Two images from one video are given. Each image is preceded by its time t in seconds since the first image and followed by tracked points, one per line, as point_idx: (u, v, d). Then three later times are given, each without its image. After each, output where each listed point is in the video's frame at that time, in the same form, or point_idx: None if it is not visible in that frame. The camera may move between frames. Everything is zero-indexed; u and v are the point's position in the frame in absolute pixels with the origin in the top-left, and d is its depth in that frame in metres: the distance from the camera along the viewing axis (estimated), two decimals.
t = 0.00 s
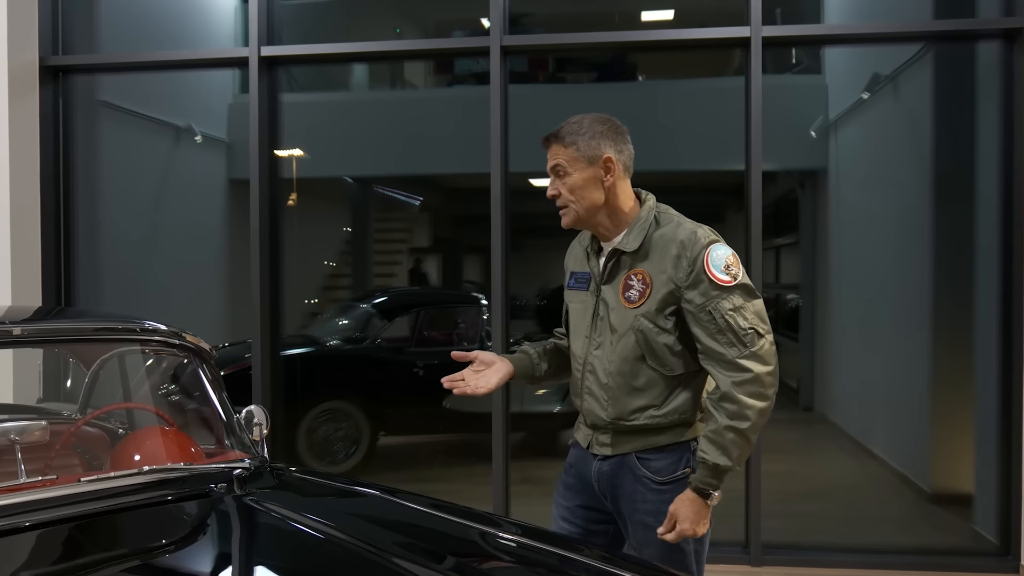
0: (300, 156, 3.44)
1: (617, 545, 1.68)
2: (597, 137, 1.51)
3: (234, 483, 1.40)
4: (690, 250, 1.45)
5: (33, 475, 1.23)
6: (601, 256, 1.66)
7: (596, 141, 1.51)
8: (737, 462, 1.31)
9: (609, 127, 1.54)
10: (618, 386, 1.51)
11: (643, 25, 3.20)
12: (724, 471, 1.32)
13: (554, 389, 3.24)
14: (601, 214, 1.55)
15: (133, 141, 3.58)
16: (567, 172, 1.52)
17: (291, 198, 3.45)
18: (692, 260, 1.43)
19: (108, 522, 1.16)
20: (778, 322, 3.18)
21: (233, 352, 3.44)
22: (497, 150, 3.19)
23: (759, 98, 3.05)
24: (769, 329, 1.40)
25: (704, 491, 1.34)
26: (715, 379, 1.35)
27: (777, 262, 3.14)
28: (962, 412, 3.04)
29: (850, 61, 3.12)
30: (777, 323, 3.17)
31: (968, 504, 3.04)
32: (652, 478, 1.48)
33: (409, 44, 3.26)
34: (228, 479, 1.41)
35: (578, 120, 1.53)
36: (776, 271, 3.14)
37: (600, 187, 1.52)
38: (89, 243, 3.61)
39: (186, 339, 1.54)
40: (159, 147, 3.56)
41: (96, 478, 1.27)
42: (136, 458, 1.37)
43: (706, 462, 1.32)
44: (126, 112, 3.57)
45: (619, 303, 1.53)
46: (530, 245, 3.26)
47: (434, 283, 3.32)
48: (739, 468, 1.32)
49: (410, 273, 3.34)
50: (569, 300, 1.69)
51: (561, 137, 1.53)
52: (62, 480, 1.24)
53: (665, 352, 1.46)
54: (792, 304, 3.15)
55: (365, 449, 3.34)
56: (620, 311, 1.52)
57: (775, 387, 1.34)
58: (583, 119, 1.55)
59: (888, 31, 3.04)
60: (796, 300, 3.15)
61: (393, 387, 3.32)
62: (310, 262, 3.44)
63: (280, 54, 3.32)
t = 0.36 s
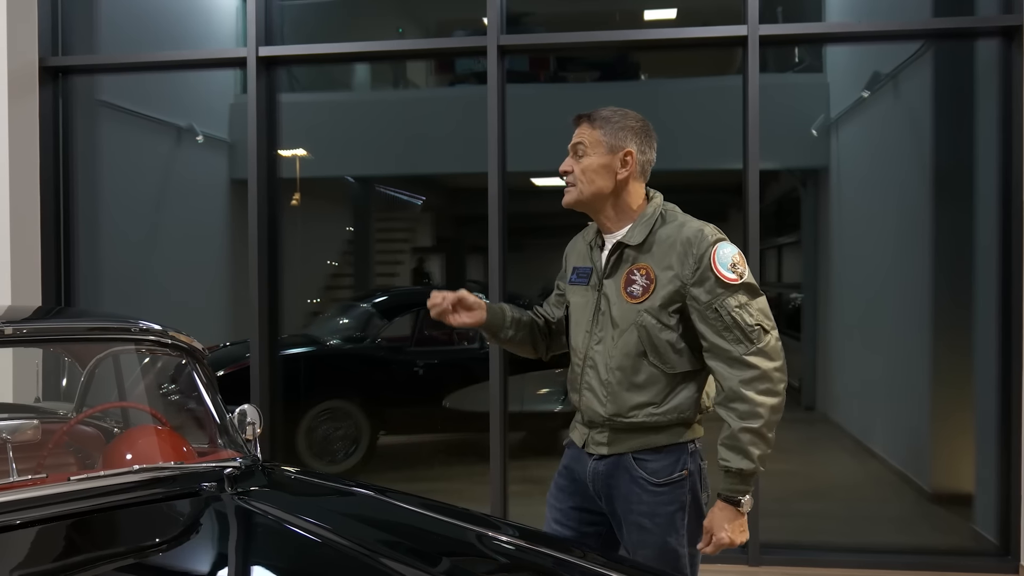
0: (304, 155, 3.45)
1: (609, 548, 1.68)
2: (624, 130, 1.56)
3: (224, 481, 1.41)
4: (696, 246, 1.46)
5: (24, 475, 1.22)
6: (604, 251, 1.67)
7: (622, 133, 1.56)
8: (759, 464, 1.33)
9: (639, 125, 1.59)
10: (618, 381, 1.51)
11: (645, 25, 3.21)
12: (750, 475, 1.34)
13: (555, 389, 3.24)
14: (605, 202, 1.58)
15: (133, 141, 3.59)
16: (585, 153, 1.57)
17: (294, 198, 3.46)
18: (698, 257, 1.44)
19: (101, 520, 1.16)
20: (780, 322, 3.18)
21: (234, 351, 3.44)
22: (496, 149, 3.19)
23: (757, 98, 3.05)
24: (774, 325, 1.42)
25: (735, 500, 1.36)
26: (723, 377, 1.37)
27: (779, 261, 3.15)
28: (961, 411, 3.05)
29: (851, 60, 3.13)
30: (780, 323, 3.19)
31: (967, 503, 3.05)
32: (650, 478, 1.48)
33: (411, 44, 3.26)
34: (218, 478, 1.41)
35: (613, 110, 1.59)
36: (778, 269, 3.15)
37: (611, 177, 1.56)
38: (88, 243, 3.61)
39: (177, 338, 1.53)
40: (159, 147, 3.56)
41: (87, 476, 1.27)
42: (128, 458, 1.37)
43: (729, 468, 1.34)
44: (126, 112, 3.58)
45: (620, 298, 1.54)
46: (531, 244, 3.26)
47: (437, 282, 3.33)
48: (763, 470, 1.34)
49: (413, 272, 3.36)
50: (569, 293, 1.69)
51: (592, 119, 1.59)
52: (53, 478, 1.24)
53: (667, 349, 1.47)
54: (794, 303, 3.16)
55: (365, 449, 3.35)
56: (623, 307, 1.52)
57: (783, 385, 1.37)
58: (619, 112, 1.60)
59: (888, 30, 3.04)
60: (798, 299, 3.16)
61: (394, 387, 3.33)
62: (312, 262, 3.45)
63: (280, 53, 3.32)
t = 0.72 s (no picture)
0: (319, 155, 3.46)
1: (603, 543, 1.69)
2: (597, 129, 1.56)
3: (230, 479, 1.41)
4: (675, 239, 1.46)
5: (32, 472, 1.23)
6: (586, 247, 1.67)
7: (594, 133, 1.56)
8: (752, 451, 1.31)
9: (613, 124, 1.59)
10: (604, 377, 1.51)
11: (659, 23, 3.19)
12: (744, 464, 1.32)
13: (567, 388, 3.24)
14: (581, 202, 1.58)
15: (146, 141, 3.61)
16: (559, 154, 1.56)
17: (310, 198, 3.47)
18: (678, 249, 1.45)
19: (108, 518, 1.17)
20: (796, 323, 3.14)
21: (248, 350, 3.46)
22: (507, 149, 3.19)
23: (768, 95, 3.04)
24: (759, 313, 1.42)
25: (727, 488, 1.33)
26: (710, 367, 1.36)
27: (794, 259, 3.13)
28: (975, 411, 3.02)
29: (866, 57, 3.10)
30: (795, 322, 3.14)
31: (982, 503, 3.02)
32: (640, 478, 1.48)
33: (425, 44, 3.27)
34: (224, 476, 1.42)
35: (585, 109, 1.59)
36: (793, 268, 3.12)
37: (585, 177, 1.55)
38: (102, 243, 3.64)
39: (186, 338, 1.54)
40: (173, 147, 3.58)
41: (92, 474, 1.28)
42: (135, 455, 1.39)
43: (722, 458, 1.32)
44: (140, 113, 3.60)
45: (603, 294, 1.54)
46: (543, 243, 3.26)
47: (452, 282, 3.34)
48: (757, 457, 1.32)
49: (428, 272, 3.36)
50: (554, 291, 1.69)
51: (565, 119, 1.59)
52: (58, 476, 1.25)
53: (651, 343, 1.47)
54: (810, 301, 3.13)
55: (377, 447, 3.35)
56: (606, 302, 1.53)
57: (772, 372, 1.36)
58: (592, 111, 1.60)
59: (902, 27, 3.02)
60: (814, 297, 3.13)
61: (406, 386, 3.33)
62: (327, 262, 3.46)
63: (291, 53, 3.33)
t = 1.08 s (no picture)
0: (340, 156, 3.48)
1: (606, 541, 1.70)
2: (541, 147, 1.54)
3: (246, 478, 1.42)
4: (639, 241, 1.48)
5: (50, 471, 1.25)
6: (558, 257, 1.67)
7: (540, 151, 1.53)
8: (734, 443, 1.30)
9: (556, 136, 1.56)
10: (590, 386, 1.53)
11: (679, 20, 3.16)
12: (724, 456, 1.30)
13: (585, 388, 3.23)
14: (542, 222, 1.57)
15: (167, 142, 3.65)
16: (509, 180, 1.54)
17: (331, 198, 3.49)
18: (643, 251, 1.46)
19: (125, 516, 1.19)
20: (818, 322, 3.10)
21: (269, 350, 3.50)
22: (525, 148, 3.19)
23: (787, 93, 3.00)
24: (734, 303, 1.41)
25: (709, 480, 1.32)
26: (689, 365, 1.35)
27: (816, 258, 3.09)
28: (1000, 412, 2.96)
29: (889, 54, 3.06)
30: (817, 321, 3.10)
31: (1008, 506, 2.96)
32: (637, 477, 1.50)
33: (444, 44, 3.27)
34: (240, 475, 1.43)
35: (525, 128, 1.56)
36: (815, 267, 3.09)
37: (540, 197, 1.54)
38: (123, 243, 3.69)
39: (204, 338, 1.56)
40: (194, 148, 3.62)
41: (108, 473, 1.29)
42: (152, 454, 1.40)
43: (702, 451, 1.31)
44: (161, 114, 3.64)
45: (579, 304, 1.56)
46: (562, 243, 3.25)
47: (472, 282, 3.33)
48: (739, 449, 1.31)
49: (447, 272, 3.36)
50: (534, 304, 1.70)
51: (507, 143, 1.56)
52: (76, 475, 1.26)
53: (633, 346, 1.48)
54: (832, 301, 3.09)
55: (396, 447, 3.37)
56: (583, 312, 1.54)
57: (754, 361, 1.34)
58: (532, 127, 1.58)
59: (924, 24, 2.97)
60: (837, 297, 3.09)
61: (425, 386, 3.34)
62: (347, 261, 3.48)
63: (309, 54, 3.36)
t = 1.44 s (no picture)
0: (355, 156, 3.49)
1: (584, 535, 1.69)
2: (531, 133, 1.54)
3: (258, 477, 1.43)
4: (623, 237, 1.48)
5: (63, 469, 1.27)
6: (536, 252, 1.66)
7: (529, 137, 1.54)
8: (705, 442, 1.29)
9: (544, 125, 1.57)
10: (566, 379, 1.52)
11: (693, 18, 3.14)
12: (695, 454, 1.29)
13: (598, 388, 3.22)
14: (529, 209, 1.57)
15: (182, 143, 3.68)
16: (498, 166, 1.54)
17: (345, 198, 3.50)
18: (625, 248, 1.47)
19: (138, 514, 1.19)
20: (834, 322, 3.07)
21: (281, 350, 3.50)
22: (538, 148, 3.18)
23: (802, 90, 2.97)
24: (709, 304, 1.42)
25: (680, 477, 1.30)
26: (664, 362, 1.36)
27: (831, 257, 3.06)
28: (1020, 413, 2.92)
29: (907, 51, 3.02)
30: (832, 321, 3.07)
31: None
32: (610, 469, 1.50)
33: (458, 44, 3.27)
34: (252, 474, 1.43)
35: (514, 116, 1.56)
36: (830, 266, 3.06)
37: (530, 183, 1.54)
38: (138, 243, 3.72)
39: (217, 337, 1.56)
40: (209, 149, 3.65)
41: (121, 471, 1.30)
42: (165, 454, 1.40)
43: (673, 448, 1.30)
44: (176, 114, 3.67)
45: (557, 297, 1.55)
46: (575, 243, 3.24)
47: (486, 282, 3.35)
48: (710, 447, 1.30)
49: (462, 272, 3.37)
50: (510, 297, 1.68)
51: (496, 130, 1.56)
52: (88, 473, 1.27)
53: (610, 342, 1.49)
54: (848, 301, 3.06)
55: (409, 446, 3.37)
56: (561, 305, 1.54)
57: (727, 361, 1.35)
58: (520, 115, 1.58)
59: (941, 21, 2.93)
60: (853, 296, 3.06)
61: (439, 385, 3.34)
62: (361, 261, 3.49)
63: (322, 54, 3.37)
